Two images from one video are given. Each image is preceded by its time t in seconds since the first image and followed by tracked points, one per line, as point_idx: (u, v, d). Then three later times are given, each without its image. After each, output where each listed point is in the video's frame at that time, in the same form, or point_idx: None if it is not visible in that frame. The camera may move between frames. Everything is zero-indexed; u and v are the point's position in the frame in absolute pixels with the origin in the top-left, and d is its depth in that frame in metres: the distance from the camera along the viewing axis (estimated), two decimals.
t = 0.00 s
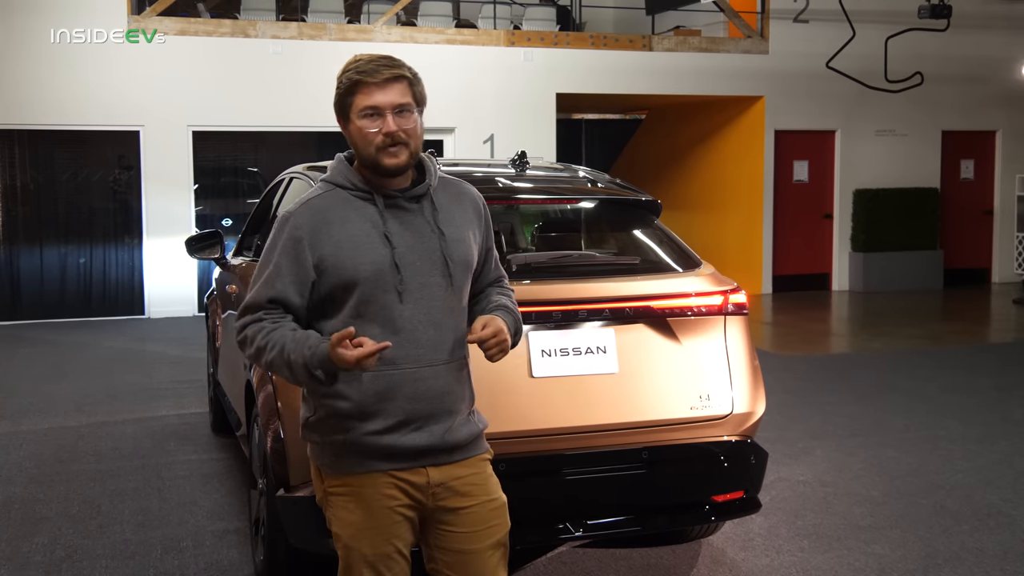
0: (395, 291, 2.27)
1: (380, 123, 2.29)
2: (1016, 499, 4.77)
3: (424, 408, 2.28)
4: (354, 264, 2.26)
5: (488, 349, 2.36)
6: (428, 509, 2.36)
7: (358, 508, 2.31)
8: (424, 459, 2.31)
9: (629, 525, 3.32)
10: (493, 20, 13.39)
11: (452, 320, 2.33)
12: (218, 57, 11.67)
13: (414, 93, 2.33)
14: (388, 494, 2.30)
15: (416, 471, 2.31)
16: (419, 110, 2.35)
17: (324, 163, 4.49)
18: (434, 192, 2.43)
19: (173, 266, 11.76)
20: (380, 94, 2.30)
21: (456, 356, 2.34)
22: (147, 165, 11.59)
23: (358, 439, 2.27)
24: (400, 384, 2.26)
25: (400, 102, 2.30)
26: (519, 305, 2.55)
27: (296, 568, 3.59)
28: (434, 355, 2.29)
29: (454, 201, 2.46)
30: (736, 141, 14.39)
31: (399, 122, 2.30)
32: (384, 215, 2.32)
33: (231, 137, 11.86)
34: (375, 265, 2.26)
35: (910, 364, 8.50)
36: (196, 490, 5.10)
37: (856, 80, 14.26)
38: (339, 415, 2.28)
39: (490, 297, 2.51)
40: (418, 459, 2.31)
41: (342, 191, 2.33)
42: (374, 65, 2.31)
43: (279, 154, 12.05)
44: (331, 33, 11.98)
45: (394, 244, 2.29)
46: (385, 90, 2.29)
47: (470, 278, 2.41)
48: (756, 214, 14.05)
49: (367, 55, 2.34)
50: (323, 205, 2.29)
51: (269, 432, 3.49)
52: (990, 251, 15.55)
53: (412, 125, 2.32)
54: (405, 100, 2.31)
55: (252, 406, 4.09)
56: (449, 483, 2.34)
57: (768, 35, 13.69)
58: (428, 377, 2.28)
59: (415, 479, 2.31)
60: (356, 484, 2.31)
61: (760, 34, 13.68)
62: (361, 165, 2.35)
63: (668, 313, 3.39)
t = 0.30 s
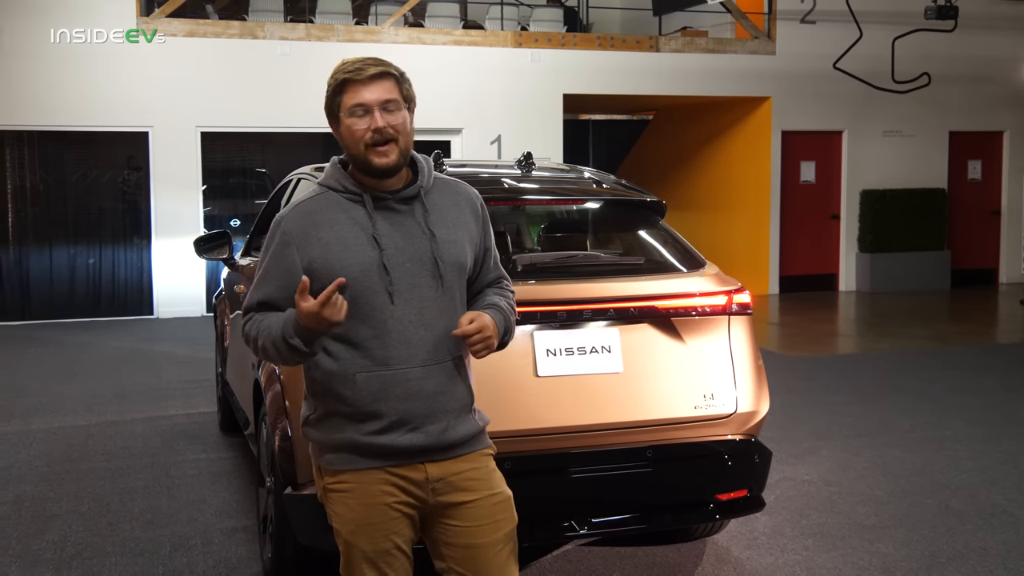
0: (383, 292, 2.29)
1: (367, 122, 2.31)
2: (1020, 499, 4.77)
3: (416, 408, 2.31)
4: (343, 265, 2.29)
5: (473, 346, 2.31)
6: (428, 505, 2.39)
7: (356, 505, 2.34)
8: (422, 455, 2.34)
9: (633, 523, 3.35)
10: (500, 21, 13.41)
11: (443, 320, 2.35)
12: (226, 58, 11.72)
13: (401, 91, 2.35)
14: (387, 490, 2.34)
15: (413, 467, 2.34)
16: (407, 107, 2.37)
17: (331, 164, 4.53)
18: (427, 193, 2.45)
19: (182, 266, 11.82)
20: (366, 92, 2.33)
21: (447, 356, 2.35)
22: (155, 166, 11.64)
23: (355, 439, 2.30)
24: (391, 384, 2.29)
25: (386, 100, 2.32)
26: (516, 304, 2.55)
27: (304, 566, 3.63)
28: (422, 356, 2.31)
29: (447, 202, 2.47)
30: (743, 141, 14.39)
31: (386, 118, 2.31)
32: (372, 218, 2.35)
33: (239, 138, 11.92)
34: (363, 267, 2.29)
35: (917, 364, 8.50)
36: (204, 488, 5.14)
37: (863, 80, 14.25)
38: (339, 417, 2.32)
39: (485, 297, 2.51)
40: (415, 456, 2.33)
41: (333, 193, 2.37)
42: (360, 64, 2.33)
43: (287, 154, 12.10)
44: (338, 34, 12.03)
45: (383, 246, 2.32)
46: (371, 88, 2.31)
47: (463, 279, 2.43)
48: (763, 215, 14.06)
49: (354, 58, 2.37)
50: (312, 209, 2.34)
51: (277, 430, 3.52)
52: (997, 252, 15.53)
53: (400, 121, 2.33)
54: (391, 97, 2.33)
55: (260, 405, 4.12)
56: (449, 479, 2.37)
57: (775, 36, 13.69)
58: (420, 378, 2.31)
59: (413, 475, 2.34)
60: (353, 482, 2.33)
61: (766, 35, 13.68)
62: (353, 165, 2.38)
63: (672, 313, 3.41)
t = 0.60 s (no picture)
0: (388, 292, 2.35)
1: (374, 127, 2.36)
2: None
3: (418, 405, 2.36)
4: (350, 267, 2.35)
5: (475, 345, 2.35)
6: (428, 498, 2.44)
7: (359, 495, 2.41)
8: (423, 450, 2.39)
9: (639, 519, 3.41)
10: (509, 23, 13.46)
11: (447, 321, 2.39)
12: (237, 60, 11.79)
13: (408, 96, 2.39)
14: (388, 482, 2.40)
15: (413, 460, 2.39)
16: (414, 111, 2.41)
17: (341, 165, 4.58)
18: (435, 194, 2.49)
19: (193, 267, 11.90)
20: (374, 97, 2.37)
21: (451, 356, 2.39)
22: (167, 167, 11.72)
23: (357, 433, 2.37)
24: (393, 382, 2.34)
25: (393, 106, 2.36)
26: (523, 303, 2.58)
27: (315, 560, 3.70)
28: (426, 355, 2.36)
29: (455, 204, 2.51)
30: (751, 142, 14.41)
31: (392, 124, 2.36)
32: (379, 219, 2.40)
33: (249, 139, 11.99)
34: (369, 268, 2.34)
35: (925, 364, 8.51)
36: (216, 486, 5.20)
37: (872, 81, 14.26)
38: (342, 411, 2.39)
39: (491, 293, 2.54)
40: (416, 450, 2.38)
41: (343, 195, 2.42)
42: (368, 70, 2.37)
43: (297, 155, 12.16)
44: (348, 36, 12.09)
45: (388, 247, 2.37)
46: (379, 94, 2.36)
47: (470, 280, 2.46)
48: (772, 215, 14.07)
49: (364, 62, 2.40)
50: (322, 210, 2.39)
51: (288, 427, 3.58)
52: (1006, 252, 15.51)
53: (406, 127, 2.38)
54: (399, 103, 2.37)
55: (271, 403, 4.17)
56: (448, 474, 2.41)
57: (784, 37, 13.70)
58: (421, 377, 2.36)
59: (414, 469, 2.39)
60: (356, 473, 2.40)
61: (775, 36, 13.70)
62: (361, 168, 2.43)
63: (678, 312, 3.46)
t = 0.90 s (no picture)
0: (400, 291, 2.42)
1: (392, 128, 2.43)
2: None
3: (426, 401, 2.43)
4: (364, 264, 2.43)
5: (482, 345, 2.42)
6: (434, 492, 2.51)
7: (367, 486, 2.48)
8: (433, 444, 2.45)
9: (645, 515, 3.46)
10: (516, 24, 13.52)
11: (457, 320, 2.45)
12: (245, 61, 11.87)
13: (426, 100, 2.45)
14: (395, 474, 2.47)
15: (420, 455, 2.46)
16: (432, 115, 2.48)
17: (350, 166, 4.64)
18: (451, 196, 2.54)
19: (202, 268, 11.97)
20: (394, 100, 2.45)
21: (461, 355, 2.45)
22: (176, 168, 11.79)
23: (366, 426, 2.45)
24: (402, 377, 2.41)
25: (410, 108, 2.43)
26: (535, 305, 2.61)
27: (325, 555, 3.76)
28: (435, 353, 2.43)
29: (470, 206, 2.55)
30: (757, 143, 14.45)
31: (410, 126, 2.43)
32: (394, 219, 2.46)
33: (257, 140, 12.06)
34: (382, 267, 2.42)
35: (929, 364, 8.55)
36: (227, 483, 5.26)
37: (878, 83, 14.30)
38: (354, 405, 2.47)
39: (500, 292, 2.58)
40: (426, 444, 2.45)
41: (360, 193, 2.50)
42: (388, 74, 2.45)
43: (304, 156, 12.23)
44: (356, 38, 12.16)
45: (402, 247, 2.44)
46: (398, 97, 2.43)
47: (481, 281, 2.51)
48: (777, 216, 14.11)
49: (385, 65, 2.48)
50: (340, 207, 2.48)
51: (299, 425, 3.64)
52: (1011, 252, 15.53)
53: (424, 129, 2.44)
54: (417, 106, 2.44)
55: (282, 400, 4.23)
56: (452, 469, 2.48)
57: (790, 38, 13.74)
58: (431, 373, 2.43)
59: (420, 462, 2.46)
60: (365, 465, 2.48)
61: (781, 37, 13.74)
62: (378, 169, 2.49)
63: (683, 312, 3.51)
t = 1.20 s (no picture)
0: (418, 288, 2.47)
1: (410, 128, 2.49)
2: None
3: (443, 397, 2.47)
4: (382, 262, 2.47)
5: (499, 340, 2.45)
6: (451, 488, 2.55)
7: (384, 482, 2.52)
8: (447, 440, 2.50)
9: (650, 512, 3.50)
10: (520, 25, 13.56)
11: (473, 317, 2.50)
12: (250, 62, 11.91)
13: (443, 102, 2.52)
14: (412, 471, 2.51)
15: (437, 452, 2.50)
16: (449, 117, 2.55)
17: (357, 167, 4.69)
18: (466, 197, 2.60)
19: (206, 269, 12.02)
20: (412, 101, 2.51)
21: (479, 351, 2.50)
22: (181, 168, 11.84)
23: (384, 422, 2.49)
24: (420, 373, 2.46)
25: (428, 109, 2.49)
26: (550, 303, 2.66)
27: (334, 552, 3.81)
28: (453, 349, 2.47)
29: (485, 207, 2.62)
30: (760, 143, 14.49)
31: (428, 128, 2.49)
32: (411, 219, 2.53)
33: (262, 141, 12.11)
34: (400, 264, 2.47)
35: (932, 364, 8.57)
36: (234, 482, 5.30)
37: (881, 84, 14.33)
38: (372, 401, 2.52)
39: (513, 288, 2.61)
40: (441, 441, 2.49)
41: (378, 194, 2.56)
42: (407, 76, 2.51)
43: (309, 157, 12.28)
44: (360, 39, 12.20)
45: (419, 245, 2.49)
46: (417, 98, 2.49)
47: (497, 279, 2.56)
48: (781, 217, 14.14)
49: (403, 68, 2.55)
50: (358, 208, 2.53)
51: (308, 422, 3.69)
52: (1013, 253, 15.55)
53: (440, 131, 2.51)
54: (435, 108, 2.50)
55: (290, 399, 4.28)
56: (470, 467, 2.52)
57: (793, 39, 13.77)
58: (449, 370, 2.47)
59: (438, 460, 2.50)
60: (383, 461, 2.52)
61: (784, 39, 13.76)
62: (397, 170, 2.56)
63: (688, 311, 3.55)
